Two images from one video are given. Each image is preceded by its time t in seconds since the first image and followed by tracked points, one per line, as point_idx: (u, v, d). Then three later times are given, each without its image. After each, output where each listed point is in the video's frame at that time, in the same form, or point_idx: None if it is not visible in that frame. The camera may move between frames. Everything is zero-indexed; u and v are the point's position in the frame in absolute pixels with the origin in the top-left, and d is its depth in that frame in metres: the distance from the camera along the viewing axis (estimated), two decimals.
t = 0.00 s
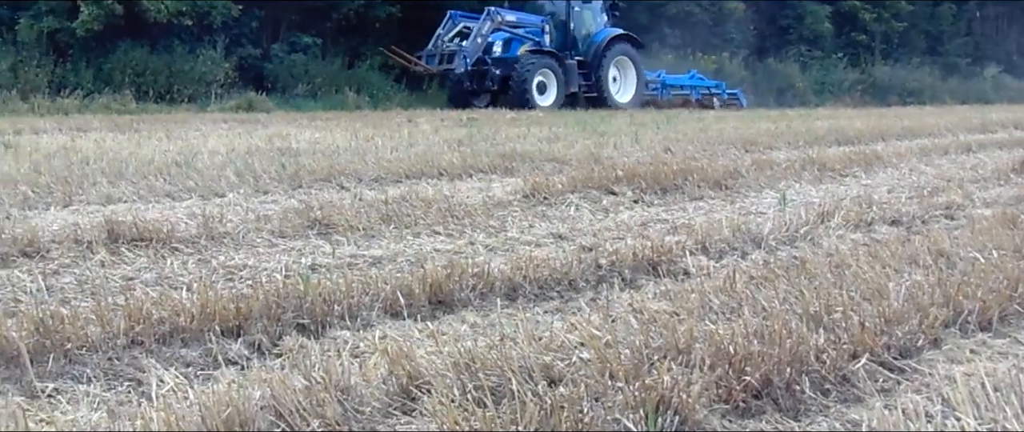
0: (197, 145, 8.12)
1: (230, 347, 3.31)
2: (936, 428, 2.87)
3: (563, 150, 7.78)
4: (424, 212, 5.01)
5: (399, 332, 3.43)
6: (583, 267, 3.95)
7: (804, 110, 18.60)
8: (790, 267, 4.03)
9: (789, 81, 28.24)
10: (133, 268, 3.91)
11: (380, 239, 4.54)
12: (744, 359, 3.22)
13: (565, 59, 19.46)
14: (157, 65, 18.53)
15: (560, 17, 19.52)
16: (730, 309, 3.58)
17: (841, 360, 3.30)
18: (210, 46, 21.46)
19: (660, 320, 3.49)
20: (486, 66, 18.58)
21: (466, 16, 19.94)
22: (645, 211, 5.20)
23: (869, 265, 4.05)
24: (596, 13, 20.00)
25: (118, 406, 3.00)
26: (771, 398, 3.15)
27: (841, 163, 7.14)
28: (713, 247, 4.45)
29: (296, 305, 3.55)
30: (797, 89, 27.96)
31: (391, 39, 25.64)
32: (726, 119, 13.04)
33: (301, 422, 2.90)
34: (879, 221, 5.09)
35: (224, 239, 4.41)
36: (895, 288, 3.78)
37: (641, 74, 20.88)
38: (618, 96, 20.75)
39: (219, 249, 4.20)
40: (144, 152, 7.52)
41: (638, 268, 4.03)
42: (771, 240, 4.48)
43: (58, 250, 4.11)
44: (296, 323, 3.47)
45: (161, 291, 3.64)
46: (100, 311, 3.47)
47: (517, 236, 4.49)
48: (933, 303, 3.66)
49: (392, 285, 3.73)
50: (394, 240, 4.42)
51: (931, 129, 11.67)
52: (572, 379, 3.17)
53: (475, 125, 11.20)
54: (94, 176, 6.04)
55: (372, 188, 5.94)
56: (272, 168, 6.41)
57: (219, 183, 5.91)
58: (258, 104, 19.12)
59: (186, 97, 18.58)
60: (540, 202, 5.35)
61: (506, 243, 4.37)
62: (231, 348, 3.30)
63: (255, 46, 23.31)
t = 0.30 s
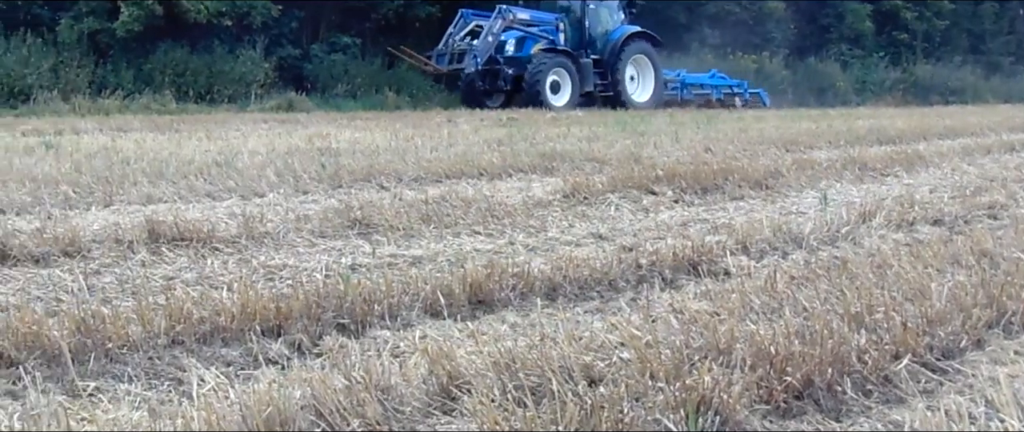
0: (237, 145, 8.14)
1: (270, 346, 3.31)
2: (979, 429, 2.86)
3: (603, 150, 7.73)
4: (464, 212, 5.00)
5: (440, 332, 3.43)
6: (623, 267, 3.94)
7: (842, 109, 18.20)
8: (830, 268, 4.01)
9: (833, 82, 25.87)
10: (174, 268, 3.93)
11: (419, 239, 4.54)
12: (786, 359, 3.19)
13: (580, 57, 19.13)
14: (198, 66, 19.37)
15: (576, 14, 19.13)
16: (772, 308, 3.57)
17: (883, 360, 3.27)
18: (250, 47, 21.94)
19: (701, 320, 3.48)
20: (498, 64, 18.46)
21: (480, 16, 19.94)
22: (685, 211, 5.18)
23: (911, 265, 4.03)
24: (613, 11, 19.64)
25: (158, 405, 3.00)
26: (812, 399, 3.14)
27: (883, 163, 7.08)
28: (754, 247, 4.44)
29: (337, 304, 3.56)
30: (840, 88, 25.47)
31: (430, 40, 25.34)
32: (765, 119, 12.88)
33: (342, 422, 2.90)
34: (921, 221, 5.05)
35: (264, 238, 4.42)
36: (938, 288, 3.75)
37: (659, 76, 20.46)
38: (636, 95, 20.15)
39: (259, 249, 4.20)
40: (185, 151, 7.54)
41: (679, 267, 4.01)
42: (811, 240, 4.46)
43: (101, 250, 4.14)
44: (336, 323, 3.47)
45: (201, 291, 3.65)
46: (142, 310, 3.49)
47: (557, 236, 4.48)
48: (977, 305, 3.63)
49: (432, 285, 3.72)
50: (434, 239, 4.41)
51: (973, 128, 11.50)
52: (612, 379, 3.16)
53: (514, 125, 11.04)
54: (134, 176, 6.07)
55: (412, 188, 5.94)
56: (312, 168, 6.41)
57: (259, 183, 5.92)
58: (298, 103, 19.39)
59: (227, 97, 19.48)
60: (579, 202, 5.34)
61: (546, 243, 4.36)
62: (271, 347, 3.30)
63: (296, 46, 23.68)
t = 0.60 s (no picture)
0: (271, 145, 8.16)
1: (304, 346, 3.32)
2: None
3: (637, 150, 7.70)
4: (498, 212, 5.00)
5: (474, 332, 3.42)
6: (658, 268, 3.93)
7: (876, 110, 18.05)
8: (866, 269, 3.99)
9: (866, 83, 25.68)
10: (209, 267, 3.94)
11: (454, 239, 4.53)
12: (821, 361, 3.17)
13: (588, 57, 18.55)
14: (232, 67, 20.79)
15: (584, 13, 18.57)
16: (807, 309, 3.55)
17: (919, 362, 3.25)
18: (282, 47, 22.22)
19: (736, 321, 3.46)
20: (503, 65, 18.07)
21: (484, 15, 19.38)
22: (719, 211, 5.16)
23: (947, 266, 4.00)
24: (623, 9, 19.04)
25: (193, 404, 3.01)
26: (848, 400, 3.11)
27: (919, 163, 7.05)
28: (789, 247, 4.43)
29: (371, 304, 3.55)
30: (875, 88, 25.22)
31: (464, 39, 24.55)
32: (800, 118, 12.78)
33: (376, 422, 2.90)
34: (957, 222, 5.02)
35: (298, 238, 4.42)
36: (975, 290, 3.72)
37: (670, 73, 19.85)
38: (646, 95, 19.57)
39: (293, 250, 4.21)
40: (219, 151, 7.55)
41: (714, 268, 4.00)
42: (847, 240, 4.45)
43: (135, 250, 4.15)
44: (370, 323, 3.47)
45: (236, 291, 3.66)
46: (176, 310, 3.50)
47: (591, 236, 4.48)
48: (1014, 306, 3.60)
49: (467, 285, 3.72)
50: (469, 240, 4.41)
51: (1010, 129, 11.38)
52: (646, 380, 3.15)
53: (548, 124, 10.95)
54: (168, 176, 6.08)
55: (446, 188, 5.95)
56: (346, 168, 6.41)
57: (293, 183, 5.92)
58: (332, 104, 19.48)
59: (261, 97, 20.88)
60: (614, 202, 5.32)
61: (579, 243, 4.36)
62: (305, 348, 3.30)
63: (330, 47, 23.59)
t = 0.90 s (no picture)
0: (304, 144, 8.13)
1: (338, 346, 3.32)
2: None
3: (671, 150, 7.67)
4: (532, 212, 4.99)
5: (508, 332, 3.42)
6: (692, 268, 3.92)
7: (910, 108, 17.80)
8: (901, 269, 3.97)
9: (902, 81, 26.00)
10: (243, 267, 3.95)
11: (488, 239, 4.53)
12: (856, 362, 3.16)
13: (594, 56, 18.25)
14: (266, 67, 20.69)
15: (592, 11, 18.24)
16: (842, 310, 3.54)
17: (954, 363, 3.23)
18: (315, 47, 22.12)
19: (771, 321, 3.44)
20: (507, 64, 17.66)
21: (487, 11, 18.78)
22: (753, 212, 5.15)
23: (983, 267, 3.98)
24: (633, 6, 18.65)
25: (227, 403, 3.01)
26: (883, 401, 3.09)
27: (954, 163, 7.02)
28: (824, 248, 4.41)
29: (405, 304, 3.55)
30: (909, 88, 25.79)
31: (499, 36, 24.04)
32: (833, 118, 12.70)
33: (410, 421, 2.89)
34: (993, 222, 4.99)
35: (332, 238, 4.43)
36: (1011, 291, 3.70)
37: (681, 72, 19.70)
38: (656, 95, 19.48)
39: (327, 249, 4.21)
40: (253, 151, 7.54)
41: (748, 268, 3.99)
42: (881, 241, 4.43)
43: (169, 250, 4.17)
44: (404, 323, 3.47)
45: (269, 290, 3.66)
46: (210, 309, 3.51)
47: (625, 236, 4.47)
48: None
49: (500, 285, 3.71)
50: (502, 239, 4.41)
51: None
52: (680, 380, 3.13)
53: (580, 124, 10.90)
54: (202, 176, 6.07)
55: (480, 188, 5.94)
56: (380, 168, 6.41)
57: (327, 183, 5.92)
58: (365, 103, 19.44)
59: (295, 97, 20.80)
60: (648, 202, 5.31)
61: (614, 243, 4.35)
62: (339, 347, 3.30)
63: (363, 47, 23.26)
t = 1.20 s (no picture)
0: (337, 144, 8.13)
1: (371, 346, 3.32)
2: None
3: (704, 150, 7.63)
4: (565, 212, 4.99)
5: (540, 332, 3.42)
6: (726, 268, 3.91)
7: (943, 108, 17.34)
8: (935, 269, 3.95)
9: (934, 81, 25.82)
10: (276, 267, 3.97)
11: (521, 239, 4.54)
12: (891, 363, 3.14)
13: (598, 55, 17.85)
14: (298, 66, 20.56)
15: (597, 9, 17.85)
16: (876, 311, 3.52)
17: (990, 365, 3.21)
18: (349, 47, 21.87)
19: (804, 322, 3.43)
20: (509, 63, 17.27)
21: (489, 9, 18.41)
22: (786, 212, 5.15)
23: (1019, 267, 3.95)
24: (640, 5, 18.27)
25: (260, 402, 3.01)
26: (917, 402, 3.07)
27: (990, 163, 6.97)
28: (857, 249, 4.40)
29: (438, 304, 3.56)
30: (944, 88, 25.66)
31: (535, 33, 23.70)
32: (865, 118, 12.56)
33: (443, 421, 2.89)
34: None
35: (364, 237, 4.44)
36: None
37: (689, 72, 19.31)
38: (663, 95, 19.06)
39: (360, 249, 4.22)
40: (285, 151, 7.55)
41: (781, 269, 3.98)
42: (915, 241, 4.41)
43: (202, 250, 4.18)
44: (436, 323, 3.47)
45: (302, 290, 3.67)
46: (243, 309, 3.52)
47: (658, 236, 4.47)
48: None
49: (534, 285, 3.71)
50: (535, 240, 4.41)
51: None
52: (713, 381, 3.12)
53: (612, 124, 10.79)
54: (236, 176, 6.09)
55: (512, 188, 5.93)
56: (412, 168, 6.42)
57: (359, 183, 5.93)
58: (398, 103, 19.41)
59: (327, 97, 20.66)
60: (682, 202, 5.29)
61: (647, 244, 4.35)
62: (372, 347, 3.31)
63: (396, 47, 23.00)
